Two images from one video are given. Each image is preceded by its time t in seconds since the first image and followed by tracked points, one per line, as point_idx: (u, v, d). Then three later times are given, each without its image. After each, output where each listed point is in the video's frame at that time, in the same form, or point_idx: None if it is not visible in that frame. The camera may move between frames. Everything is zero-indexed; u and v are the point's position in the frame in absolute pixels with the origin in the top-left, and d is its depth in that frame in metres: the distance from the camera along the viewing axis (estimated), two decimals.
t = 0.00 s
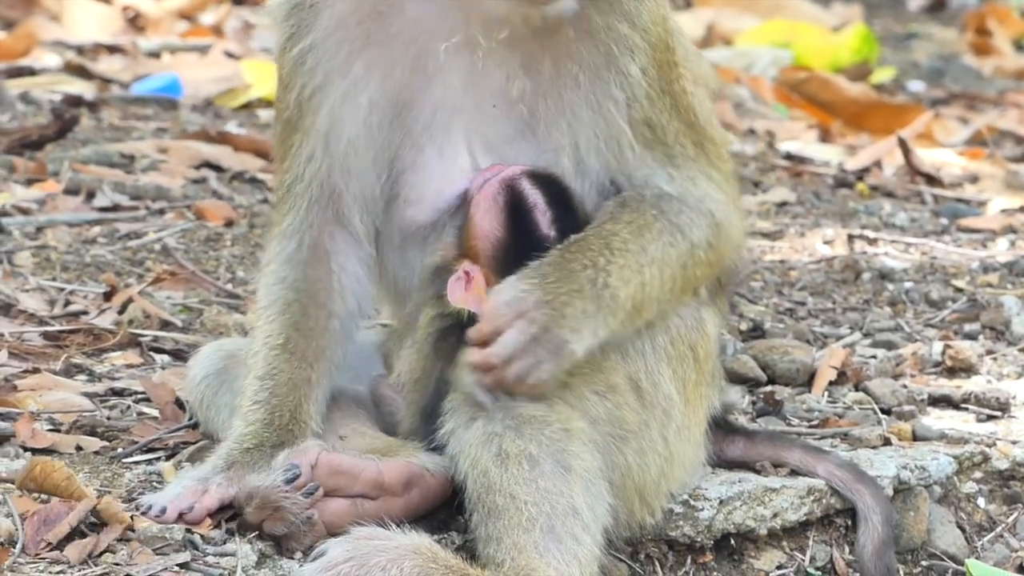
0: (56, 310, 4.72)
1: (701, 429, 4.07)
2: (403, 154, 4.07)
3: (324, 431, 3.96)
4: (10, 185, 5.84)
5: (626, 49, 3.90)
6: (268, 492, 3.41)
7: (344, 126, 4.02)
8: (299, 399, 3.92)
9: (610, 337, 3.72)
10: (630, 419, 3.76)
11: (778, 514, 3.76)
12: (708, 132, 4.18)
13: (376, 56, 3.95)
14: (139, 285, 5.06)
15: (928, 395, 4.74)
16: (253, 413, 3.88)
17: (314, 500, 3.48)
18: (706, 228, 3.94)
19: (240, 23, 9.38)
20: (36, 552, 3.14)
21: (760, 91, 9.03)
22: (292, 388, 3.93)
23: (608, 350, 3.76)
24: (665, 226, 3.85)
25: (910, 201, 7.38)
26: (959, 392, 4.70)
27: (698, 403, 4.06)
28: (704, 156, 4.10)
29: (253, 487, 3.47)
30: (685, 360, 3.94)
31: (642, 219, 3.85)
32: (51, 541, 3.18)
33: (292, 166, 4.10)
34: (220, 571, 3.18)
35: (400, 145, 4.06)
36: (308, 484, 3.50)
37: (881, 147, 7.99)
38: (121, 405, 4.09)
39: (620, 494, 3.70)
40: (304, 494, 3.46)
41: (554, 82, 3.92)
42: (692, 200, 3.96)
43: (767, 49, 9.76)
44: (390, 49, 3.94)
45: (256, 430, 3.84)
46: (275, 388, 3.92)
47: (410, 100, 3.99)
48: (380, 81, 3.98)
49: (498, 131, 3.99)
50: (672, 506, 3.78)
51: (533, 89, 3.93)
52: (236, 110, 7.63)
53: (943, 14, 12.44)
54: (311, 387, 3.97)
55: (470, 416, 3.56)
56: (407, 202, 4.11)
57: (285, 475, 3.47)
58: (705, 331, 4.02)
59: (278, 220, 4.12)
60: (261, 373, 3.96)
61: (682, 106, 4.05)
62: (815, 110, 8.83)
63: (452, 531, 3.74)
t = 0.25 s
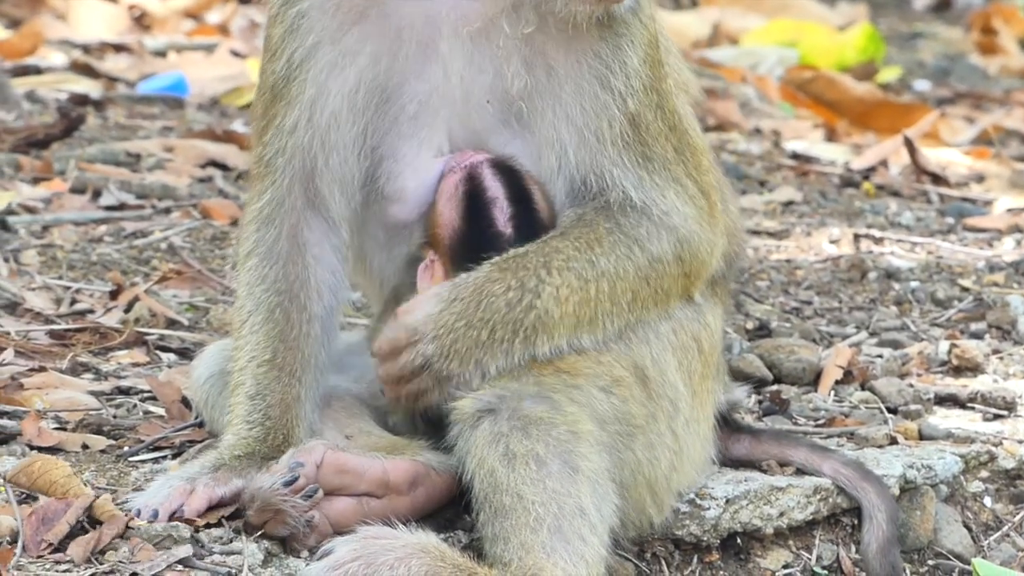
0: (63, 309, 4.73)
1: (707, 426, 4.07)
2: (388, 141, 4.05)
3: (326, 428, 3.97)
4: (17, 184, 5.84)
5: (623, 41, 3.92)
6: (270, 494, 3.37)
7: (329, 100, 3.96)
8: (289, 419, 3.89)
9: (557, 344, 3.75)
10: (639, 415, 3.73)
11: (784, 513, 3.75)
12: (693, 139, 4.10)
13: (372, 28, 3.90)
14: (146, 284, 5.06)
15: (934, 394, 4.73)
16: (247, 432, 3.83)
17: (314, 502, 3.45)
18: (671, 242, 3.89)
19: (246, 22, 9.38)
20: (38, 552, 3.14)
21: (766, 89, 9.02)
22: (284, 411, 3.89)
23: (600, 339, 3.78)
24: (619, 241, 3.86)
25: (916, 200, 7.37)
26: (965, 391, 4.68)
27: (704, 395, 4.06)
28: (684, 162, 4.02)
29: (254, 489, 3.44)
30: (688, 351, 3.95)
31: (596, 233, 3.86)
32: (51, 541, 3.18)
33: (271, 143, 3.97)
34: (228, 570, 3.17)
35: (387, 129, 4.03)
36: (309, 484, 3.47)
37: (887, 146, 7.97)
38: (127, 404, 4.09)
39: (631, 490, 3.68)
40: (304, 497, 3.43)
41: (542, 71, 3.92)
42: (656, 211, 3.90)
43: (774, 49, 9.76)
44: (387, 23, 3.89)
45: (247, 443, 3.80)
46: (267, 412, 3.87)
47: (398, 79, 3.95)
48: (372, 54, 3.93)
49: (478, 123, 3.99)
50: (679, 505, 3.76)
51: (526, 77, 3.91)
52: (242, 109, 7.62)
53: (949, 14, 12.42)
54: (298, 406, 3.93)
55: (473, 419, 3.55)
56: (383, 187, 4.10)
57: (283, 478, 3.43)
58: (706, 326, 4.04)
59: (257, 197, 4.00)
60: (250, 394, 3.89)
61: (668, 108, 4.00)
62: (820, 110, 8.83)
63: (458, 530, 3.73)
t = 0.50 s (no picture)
0: (74, 309, 4.73)
1: (716, 420, 4.05)
2: (400, 127, 4.08)
3: (338, 428, 3.97)
4: (28, 184, 5.85)
5: (632, 27, 3.89)
6: (282, 494, 3.37)
7: (340, 85, 3.97)
8: (299, 421, 3.89)
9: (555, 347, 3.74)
10: (643, 413, 3.72)
11: (795, 514, 3.73)
12: (700, 133, 4.05)
13: (382, 11, 3.92)
14: (156, 284, 5.06)
15: (945, 394, 4.71)
16: (257, 432, 3.84)
17: (326, 502, 3.44)
18: (667, 242, 3.87)
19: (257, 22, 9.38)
20: (48, 552, 3.13)
21: (777, 89, 9.00)
22: (292, 415, 3.88)
23: (600, 337, 3.76)
24: (612, 244, 3.85)
25: (927, 201, 7.34)
26: (976, 391, 4.67)
27: (712, 390, 4.05)
28: (690, 156, 3.97)
29: (265, 489, 3.43)
30: (693, 345, 3.93)
31: (586, 237, 3.86)
32: (61, 540, 3.18)
33: (284, 129, 3.98)
34: (238, 570, 3.16)
35: (398, 114, 4.06)
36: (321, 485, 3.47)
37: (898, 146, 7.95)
38: (137, 404, 4.10)
39: (638, 488, 3.67)
40: (316, 497, 3.42)
41: (551, 58, 3.91)
42: (654, 211, 3.88)
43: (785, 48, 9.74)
44: (396, 6, 3.90)
45: (256, 446, 3.80)
46: (276, 413, 3.87)
47: (407, 63, 3.99)
48: (381, 38, 3.95)
49: (488, 110, 4.01)
50: (690, 506, 3.75)
51: (538, 58, 3.91)
52: (253, 108, 7.63)
53: (960, 14, 12.37)
54: (308, 408, 3.93)
55: (479, 421, 3.51)
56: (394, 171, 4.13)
57: (295, 478, 3.43)
58: (712, 321, 4.02)
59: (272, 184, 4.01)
60: (260, 397, 3.89)
61: (675, 100, 3.96)
62: (832, 110, 8.80)
63: (469, 530, 3.72)
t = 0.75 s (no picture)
0: (80, 310, 4.73)
1: (724, 426, 4.04)
2: (411, 130, 4.07)
3: (345, 430, 3.96)
4: (33, 184, 5.85)
5: (648, 35, 3.90)
6: (286, 496, 3.36)
7: (352, 84, 3.96)
8: (305, 423, 3.88)
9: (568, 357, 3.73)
10: (653, 421, 3.72)
11: (802, 515, 3.71)
12: (712, 143, 4.06)
13: (398, 12, 3.92)
14: (162, 285, 5.06)
15: (951, 395, 4.70)
16: (264, 434, 3.84)
17: (331, 504, 3.43)
18: (681, 252, 3.86)
19: (262, 22, 9.38)
20: (54, 553, 3.12)
21: (784, 90, 9.00)
22: (299, 418, 3.87)
23: (615, 348, 3.76)
24: (625, 255, 3.84)
25: (933, 202, 7.32)
26: (983, 392, 4.66)
27: (720, 396, 4.04)
28: (702, 165, 3.98)
29: (270, 492, 3.42)
30: (704, 352, 3.93)
31: (599, 248, 3.85)
32: (67, 541, 3.17)
33: (296, 126, 3.97)
34: (244, 572, 3.15)
35: (409, 117, 4.05)
36: (326, 487, 3.46)
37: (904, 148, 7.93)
38: (144, 405, 4.09)
39: (648, 492, 3.66)
40: (321, 499, 3.41)
41: (566, 62, 3.91)
42: (667, 221, 3.88)
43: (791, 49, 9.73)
44: (412, 7, 3.90)
45: (262, 448, 3.80)
46: (284, 415, 3.87)
47: (421, 66, 3.98)
48: (396, 40, 3.94)
49: (502, 113, 4.00)
50: (697, 506, 3.74)
51: (554, 63, 3.91)
52: (259, 109, 7.63)
53: (966, 15, 12.35)
54: (314, 411, 3.92)
55: (492, 425, 3.50)
56: (405, 170, 4.11)
57: (299, 481, 3.42)
58: (723, 328, 4.02)
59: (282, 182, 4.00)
60: (267, 398, 3.88)
61: (687, 108, 3.97)
62: (837, 111, 8.78)
63: (475, 531, 3.71)
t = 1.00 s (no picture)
0: (87, 312, 4.73)
1: (733, 431, 4.03)
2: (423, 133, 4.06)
3: (353, 433, 3.96)
4: (41, 187, 5.85)
5: (664, 43, 3.90)
6: (293, 500, 3.36)
7: (367, 86, 3.94)
8: (313, 426, 3.88)
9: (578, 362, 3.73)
10: (663, 426, 3.71)
11: (809, 519, 3.70)
12: (724, 151, 4.06)
13: (416, 16, 3.91)
14: (170, 287, 5.06)
15: (959, 399, 4.68)
16: (273, 436, 3.84)
17: (338, 507, 3.42)
18: (693, 259, 3.86)
19: (271, 25, 9.39)
20: (61, 556, 3.12)
21: (791, 94, 8.98)
22: (307, 421, 3.87)
23: (625, 353, 3.75)
24: (636, 261, 3.84)
25: (940, 206, 7.30)
26: (990, 396, 4.65)
27: (730, 402, 4.03)
28: (714, 172, 3.98)
29: (277, 495, 3.42)
30: (714, 358, 3.92)
31: (609, 254, 3.84)
32: (74, 544, 3.16)
33: (309, 126, 3.95)
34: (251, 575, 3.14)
35: (422, 121, 4.04)
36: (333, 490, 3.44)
37: (911, 152, 7.91)
38: (151, 408, 4.09)
39: (657, 497, 3.65)
40: (327, 503, 3.40)
41: (583, 67, 3.90)
42: (678, 227, 3.87)
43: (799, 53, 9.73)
44: (431, 10, 3.90)
45: (271, 451, 3.80)
46: (292, 417, 3.86)
47: (437, 70, 3.97)
48: (414, 42, 3.93)
49: (516, 118, 3.99)
50: (705, 510, 3.73)
51: (570, 69, 3.90)
52: (267, 112, 7.63)
53: (974, 18, 12.33)
54: (323, 414, 3.92)
55: (502, 429, 3.50)
56: (416, 174, 4.09)
57: (305, 485, 3.40)
58: (733, 334, 4.01)
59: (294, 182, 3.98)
60: (276, 401, 3.88)
61: (701, 116, 3.97)
62: (845, 114, 8.75)
63: (483, 535, 3.70)
